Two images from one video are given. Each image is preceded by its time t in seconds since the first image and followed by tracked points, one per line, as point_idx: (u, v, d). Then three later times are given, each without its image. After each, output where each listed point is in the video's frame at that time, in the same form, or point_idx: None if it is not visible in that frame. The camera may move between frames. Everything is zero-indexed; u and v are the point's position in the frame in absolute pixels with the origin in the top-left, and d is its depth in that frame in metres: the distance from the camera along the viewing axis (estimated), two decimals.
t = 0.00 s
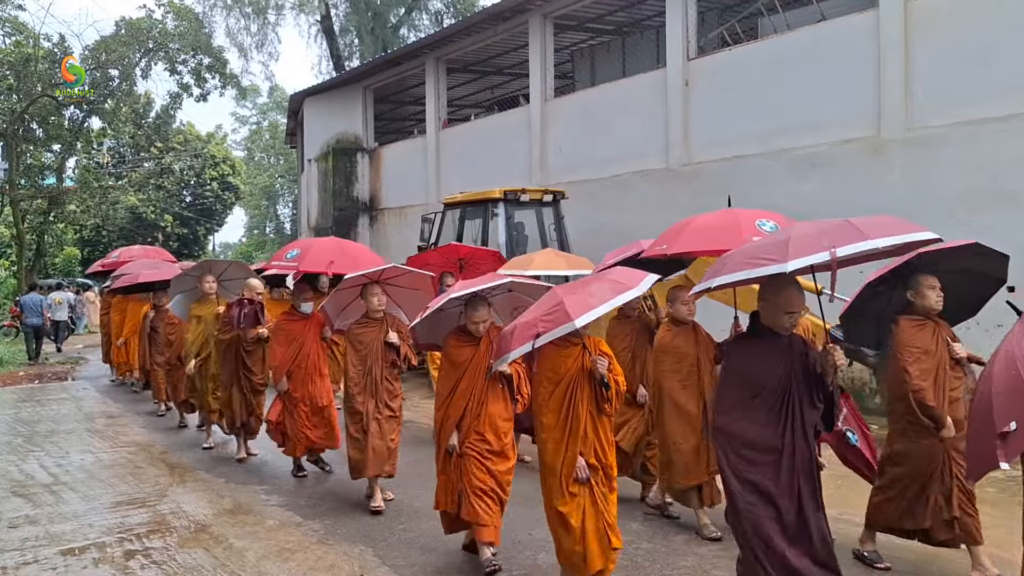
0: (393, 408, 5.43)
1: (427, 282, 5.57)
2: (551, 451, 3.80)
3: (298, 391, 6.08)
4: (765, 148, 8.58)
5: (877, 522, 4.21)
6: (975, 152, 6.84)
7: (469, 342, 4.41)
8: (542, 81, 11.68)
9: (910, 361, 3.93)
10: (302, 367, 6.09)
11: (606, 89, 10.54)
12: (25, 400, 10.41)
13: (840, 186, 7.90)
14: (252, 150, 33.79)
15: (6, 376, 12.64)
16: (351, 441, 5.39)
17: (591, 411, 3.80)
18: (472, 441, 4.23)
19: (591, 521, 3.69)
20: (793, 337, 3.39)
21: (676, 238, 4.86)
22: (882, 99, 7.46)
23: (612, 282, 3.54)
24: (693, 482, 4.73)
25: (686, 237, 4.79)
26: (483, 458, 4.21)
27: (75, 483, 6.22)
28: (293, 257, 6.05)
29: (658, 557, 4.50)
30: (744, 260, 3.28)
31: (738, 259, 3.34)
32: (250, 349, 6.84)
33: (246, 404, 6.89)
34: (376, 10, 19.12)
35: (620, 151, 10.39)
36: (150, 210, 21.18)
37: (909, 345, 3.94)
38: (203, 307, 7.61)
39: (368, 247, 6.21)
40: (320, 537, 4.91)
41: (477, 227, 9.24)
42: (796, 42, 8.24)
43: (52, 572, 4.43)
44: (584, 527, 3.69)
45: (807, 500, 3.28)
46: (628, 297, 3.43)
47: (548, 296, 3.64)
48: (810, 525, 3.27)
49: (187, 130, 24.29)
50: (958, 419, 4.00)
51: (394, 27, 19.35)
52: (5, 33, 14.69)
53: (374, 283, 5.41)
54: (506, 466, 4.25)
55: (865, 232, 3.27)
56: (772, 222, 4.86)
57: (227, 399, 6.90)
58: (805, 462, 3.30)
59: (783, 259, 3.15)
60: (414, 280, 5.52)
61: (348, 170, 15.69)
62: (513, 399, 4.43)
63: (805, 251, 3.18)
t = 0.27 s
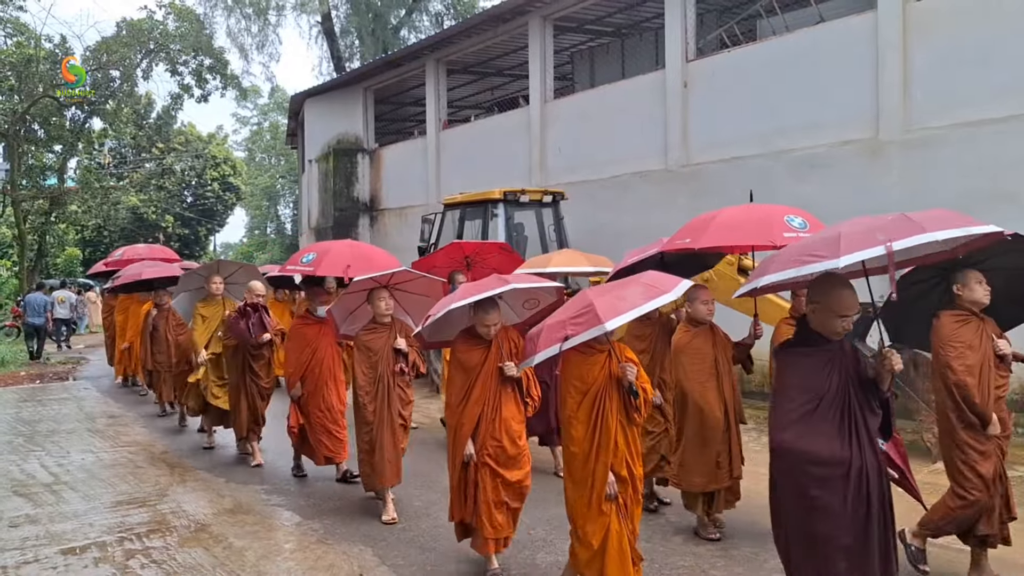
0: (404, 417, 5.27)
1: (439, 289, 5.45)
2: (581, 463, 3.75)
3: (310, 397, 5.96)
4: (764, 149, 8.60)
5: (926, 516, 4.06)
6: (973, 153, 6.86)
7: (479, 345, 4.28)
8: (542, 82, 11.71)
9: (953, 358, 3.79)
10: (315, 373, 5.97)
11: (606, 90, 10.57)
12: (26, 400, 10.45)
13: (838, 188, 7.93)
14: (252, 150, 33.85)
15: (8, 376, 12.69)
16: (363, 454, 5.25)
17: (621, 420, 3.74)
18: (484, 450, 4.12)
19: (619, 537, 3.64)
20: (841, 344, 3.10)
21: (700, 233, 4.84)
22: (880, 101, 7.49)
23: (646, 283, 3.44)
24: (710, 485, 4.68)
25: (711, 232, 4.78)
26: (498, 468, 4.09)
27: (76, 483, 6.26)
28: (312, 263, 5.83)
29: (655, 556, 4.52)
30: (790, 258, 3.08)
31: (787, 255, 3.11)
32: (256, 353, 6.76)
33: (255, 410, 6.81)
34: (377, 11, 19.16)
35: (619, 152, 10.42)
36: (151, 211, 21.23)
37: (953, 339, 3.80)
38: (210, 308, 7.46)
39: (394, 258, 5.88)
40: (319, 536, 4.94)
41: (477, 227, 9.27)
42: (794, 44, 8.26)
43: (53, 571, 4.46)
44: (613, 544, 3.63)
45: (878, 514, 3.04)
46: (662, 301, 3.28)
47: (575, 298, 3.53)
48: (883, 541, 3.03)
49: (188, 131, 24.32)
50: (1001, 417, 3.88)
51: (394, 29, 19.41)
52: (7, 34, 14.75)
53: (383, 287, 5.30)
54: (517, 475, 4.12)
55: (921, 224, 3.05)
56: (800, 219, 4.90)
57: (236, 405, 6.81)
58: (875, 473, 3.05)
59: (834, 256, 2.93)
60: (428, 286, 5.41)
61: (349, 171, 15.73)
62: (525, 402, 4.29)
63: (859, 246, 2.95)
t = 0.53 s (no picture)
0: (412, 418, 5.07)
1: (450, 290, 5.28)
2: (610, 466, 3.64)
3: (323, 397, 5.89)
4: (764, 150, 8.60)
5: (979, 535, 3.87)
6: (973, 154, 6.86)
7: (495, 348, 4.05)
8: (542, 84, 11.71)
9: (997, 363, 3.67)
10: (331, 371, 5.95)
11: (606, 92, 10.57)
12: (26, 400, 10.44)
13: (839, 189, 7.92)
14: (252, 151, 33.87)
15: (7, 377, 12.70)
16: (371, 458, 5.06)
17: (650, 421, 3.64)
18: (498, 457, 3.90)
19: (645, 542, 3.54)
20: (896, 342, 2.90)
21: (730, 237, 4.72)
22: (880, 102, 7.49)
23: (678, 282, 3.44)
24: (739, 497, 4.48)
25: (743, 234, 4.65)
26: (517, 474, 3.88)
27: (75, 483, 6.25)
28: (322, 257, 5.85)
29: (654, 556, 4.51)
30: (851, 254, 2.82)
31: (856, 248, 2.85)
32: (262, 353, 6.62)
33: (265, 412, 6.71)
34: (377, 12, 19.16)
35: (619, 153, 10.42)
36: (151, 211, 21.24)
37: (994, 342, 3.68)
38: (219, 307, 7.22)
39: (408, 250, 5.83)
40: (318, 537, 4.93)
41: (477, 228, 9.27)
42: (795, 45, 8.26)
43: (52, 571, 4.46)
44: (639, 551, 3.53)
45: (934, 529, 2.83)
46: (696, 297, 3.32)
47: (605, 295, 3.47)
48: (941, 562, 2.81)
49: (188, 131, 24.31)
50: None
51: (395, 30, 19.43)
52: (7, 35, 14.77)
53: (392, 286, 5.09)
54: (537, 476, 3.87)
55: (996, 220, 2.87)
56: (831, 224, 4.80)
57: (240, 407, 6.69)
58: (931, 484, 2.83)
59: (912, 252, 2.69)
60: (438, 286, 5.25)
61: (349, 172, 15.74)
62: (538, 409, 4.05)
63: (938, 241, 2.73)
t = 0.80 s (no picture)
0: (424, 428, 4.84)
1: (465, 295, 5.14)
2: (638, 478, 3.53)
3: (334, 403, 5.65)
4: (765, 151, 8.60)
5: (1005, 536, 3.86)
6: (974, 155, 6.86)
7: (521, 354, 3.85)
8: (542, 84, 11.71)
9: None
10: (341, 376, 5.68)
11: (606, 92, 10.57)
12: (25, 400, 10.45)
13: (839, 189, 7.91)
14: (253, 151, 33.86)
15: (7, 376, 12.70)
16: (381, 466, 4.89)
17: (682, 432, 3.53)
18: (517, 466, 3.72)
19: (675, 558, 3.45)
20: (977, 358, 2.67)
21: (760, 233, 4.39)
22: (880, 102, 7.49)
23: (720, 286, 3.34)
24: (752, 497, 4.44)
25: (773, 231, 4.33)
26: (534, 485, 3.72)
27: (75, 483, 6.25)
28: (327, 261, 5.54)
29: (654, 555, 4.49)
30: (942, 254, 2.68)
31: (943, 249, 2.70)
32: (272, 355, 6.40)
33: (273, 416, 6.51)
34: (377, 13, 19.17)
35: (619, 154, 10.41)
36: (151, 211, 21.25)
37: None
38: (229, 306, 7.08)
39: (410, 246, 5.53)
40: (318, 537, 4.93)
41: (477, 229, 9.26)
42: (795, 45, 8.26)
43: (51, 571, 4.45)
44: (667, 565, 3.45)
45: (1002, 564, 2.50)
46: (741, 305, 3.20)
47: (641, 300, 3.33)
48: None
49: (189, 131, 24.30)
50: None
51: (395, 30, 19.44)
52: (8, 34, 14.77)
53: (408, 289, 4.93)
54: (558, 488, 3.73)
55: None
56: (868, 220, 4.43)
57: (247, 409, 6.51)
58: (1001, 512, 2.53)
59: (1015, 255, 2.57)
60: (454, 291, 5.11)
61: (349, 172, 15.74)
62: (562, 419, 3.83)
63: None
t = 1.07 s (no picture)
0: (445, 432, 4.73)
1: (489, 300, 4.90)
2: (688, 488, 3.44)
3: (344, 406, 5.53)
4: (764, 151, 8.60)
5: None
6: (974, 155, 6.86)
7: (552, 353, 3.74)
8: (542, 85, 11.71)
9: None
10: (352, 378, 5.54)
11: (606, 92, 10.57)
12: (24, 399, 10.45)
13: (839, 190, 7.91)
14: (252, 151, 33.85)
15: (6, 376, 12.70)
16: (396, 469, 4.77)
17: (735, 441, 3.44)
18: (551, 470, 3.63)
19: (732, 568, 3.37)
20: None
21: (790, 229, 4.26)
22: (880, 103, 7.49)
23: (774, 288, 3.33)
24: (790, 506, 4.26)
25: (804, 227, 4.19)
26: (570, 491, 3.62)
27: (74, 483, 6.25)
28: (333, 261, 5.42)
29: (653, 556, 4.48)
30: None
31: None
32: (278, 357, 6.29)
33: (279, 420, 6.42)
34: (377, 13, 19.17)
35: (619, 154, 10.40)
36: (151, 211, 21.26)
37: None
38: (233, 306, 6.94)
39: (418, 247, 5.50)
40: (317, 537, 4.93)
41: (476, 229, 9.25)
42: (795, 46, 8.26)
43: (50, 571, 4.45)
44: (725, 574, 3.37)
45: None
46: (796, 306, 3.18)
47: (690, 302, 3.32)
48: None
49: (188, 131, 24.30)
50: None
51: (395, 30, 19.44)
52: (8, 34, 14.77)
53: (431, 287, 4.77)
54: (589, 494, 3.66)
55: None
56: (904, 218, 4.26)
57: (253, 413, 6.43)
58: None
59: None
60: (478, 295, 4.88)
61: (348, 172, 15.74)
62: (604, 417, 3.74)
63: None
